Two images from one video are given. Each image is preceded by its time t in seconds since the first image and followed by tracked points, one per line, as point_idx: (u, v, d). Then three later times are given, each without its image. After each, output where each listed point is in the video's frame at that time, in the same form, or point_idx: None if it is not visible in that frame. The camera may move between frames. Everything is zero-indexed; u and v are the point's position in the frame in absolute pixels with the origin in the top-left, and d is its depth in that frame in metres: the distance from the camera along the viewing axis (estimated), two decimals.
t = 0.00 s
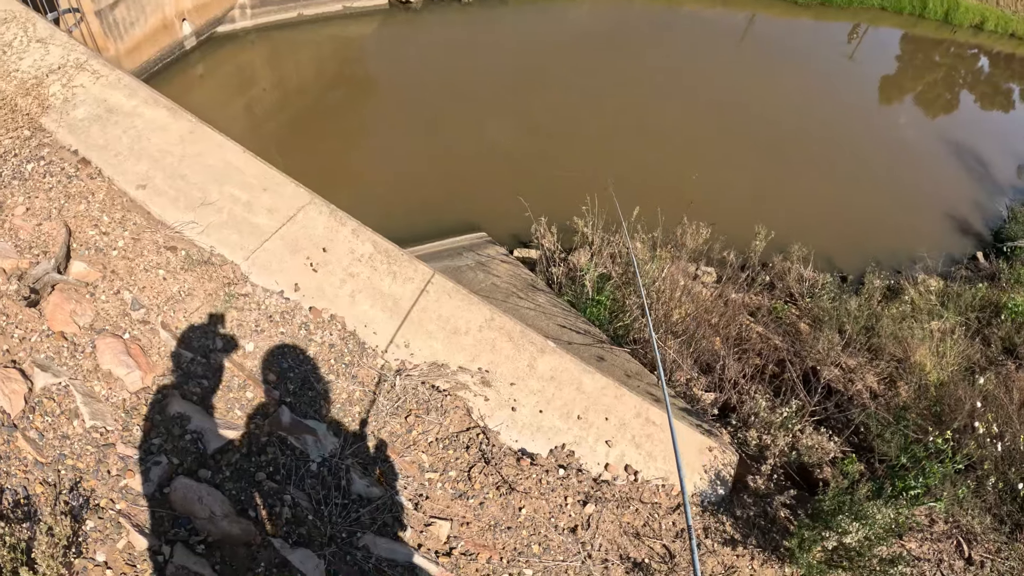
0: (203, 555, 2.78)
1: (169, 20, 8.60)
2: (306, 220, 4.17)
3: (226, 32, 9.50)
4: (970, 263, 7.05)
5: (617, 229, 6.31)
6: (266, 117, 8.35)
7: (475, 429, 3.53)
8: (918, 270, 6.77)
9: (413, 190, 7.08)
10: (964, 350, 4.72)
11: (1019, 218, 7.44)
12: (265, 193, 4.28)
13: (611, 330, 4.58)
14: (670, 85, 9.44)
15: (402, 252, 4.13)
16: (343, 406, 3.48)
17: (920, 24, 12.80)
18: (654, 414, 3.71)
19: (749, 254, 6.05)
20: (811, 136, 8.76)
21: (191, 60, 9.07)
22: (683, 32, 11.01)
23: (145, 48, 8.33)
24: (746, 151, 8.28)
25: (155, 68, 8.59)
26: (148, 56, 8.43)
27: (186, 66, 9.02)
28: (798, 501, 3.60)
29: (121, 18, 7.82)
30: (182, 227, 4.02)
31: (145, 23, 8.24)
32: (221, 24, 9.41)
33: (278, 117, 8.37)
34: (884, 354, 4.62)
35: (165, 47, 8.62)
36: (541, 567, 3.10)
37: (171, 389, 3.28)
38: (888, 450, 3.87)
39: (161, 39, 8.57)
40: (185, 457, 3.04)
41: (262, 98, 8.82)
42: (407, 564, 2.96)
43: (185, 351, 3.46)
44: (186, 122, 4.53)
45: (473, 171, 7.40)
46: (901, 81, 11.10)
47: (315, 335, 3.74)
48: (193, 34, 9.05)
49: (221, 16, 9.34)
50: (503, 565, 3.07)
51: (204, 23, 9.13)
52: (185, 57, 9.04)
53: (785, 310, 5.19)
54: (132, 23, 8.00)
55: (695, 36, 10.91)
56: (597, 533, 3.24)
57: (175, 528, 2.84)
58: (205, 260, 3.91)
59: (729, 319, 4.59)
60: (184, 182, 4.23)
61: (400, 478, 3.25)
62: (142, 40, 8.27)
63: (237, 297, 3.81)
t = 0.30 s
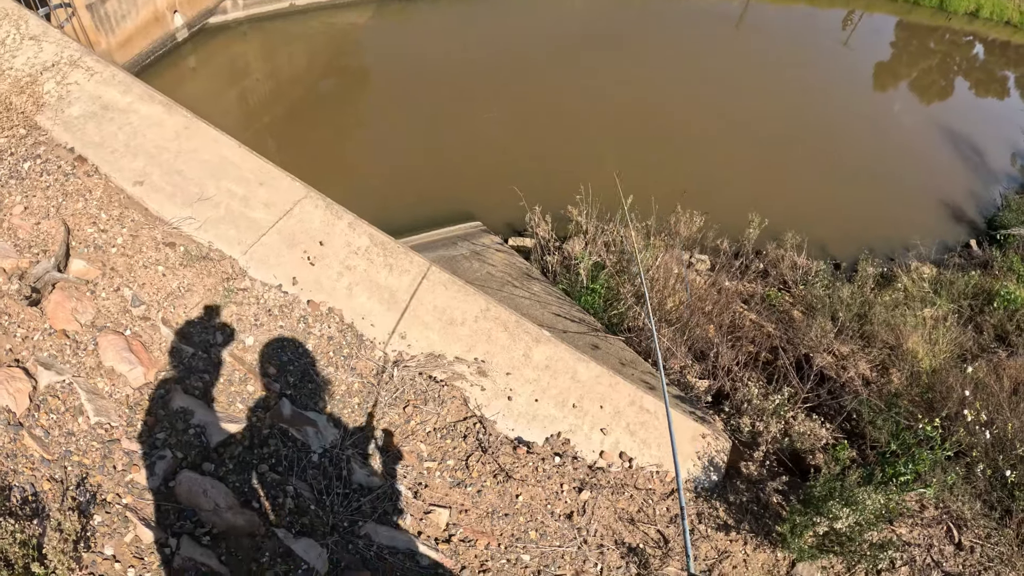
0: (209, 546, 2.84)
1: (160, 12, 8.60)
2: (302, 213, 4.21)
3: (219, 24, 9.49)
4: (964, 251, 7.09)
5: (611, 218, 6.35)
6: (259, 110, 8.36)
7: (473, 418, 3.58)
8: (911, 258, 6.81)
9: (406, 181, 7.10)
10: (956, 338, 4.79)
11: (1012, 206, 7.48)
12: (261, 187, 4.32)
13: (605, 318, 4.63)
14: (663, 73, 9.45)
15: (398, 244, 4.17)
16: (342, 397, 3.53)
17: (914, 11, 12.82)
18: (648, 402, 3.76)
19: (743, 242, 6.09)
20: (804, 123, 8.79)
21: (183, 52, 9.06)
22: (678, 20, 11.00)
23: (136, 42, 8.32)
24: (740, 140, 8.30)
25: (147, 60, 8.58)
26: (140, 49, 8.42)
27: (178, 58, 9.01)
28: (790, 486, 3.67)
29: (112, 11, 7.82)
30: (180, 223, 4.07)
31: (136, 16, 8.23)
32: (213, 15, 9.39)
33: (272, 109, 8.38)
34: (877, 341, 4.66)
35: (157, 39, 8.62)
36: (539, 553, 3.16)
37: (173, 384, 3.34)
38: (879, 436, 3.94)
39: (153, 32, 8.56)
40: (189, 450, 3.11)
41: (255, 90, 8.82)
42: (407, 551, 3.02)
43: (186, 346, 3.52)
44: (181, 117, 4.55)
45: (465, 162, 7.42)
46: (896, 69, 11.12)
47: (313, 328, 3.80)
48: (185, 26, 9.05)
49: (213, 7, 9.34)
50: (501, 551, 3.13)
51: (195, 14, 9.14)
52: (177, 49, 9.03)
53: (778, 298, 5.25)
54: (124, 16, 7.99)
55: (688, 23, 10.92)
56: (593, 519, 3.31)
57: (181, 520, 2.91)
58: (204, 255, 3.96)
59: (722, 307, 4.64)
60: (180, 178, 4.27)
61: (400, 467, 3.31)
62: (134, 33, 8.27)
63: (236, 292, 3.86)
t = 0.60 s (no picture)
0: (203, 539, 2.82)
1: (151, 6, 8.56)
2: (294, 205, 4.17)
3: (209, 16, 9.45)
4: (957, 239, 7.09)
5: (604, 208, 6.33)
6: (251, 102, 8.30)
7: (467, 408, 3.57)
8: (905, 246, 6.79)
9: (398, 171, 7.06)
10: (951, 326, 4.80)
11: (1005, 196, 7.49)
12: (253, 179, 4.27)
13: (599, 307, 4.62)
14: (655, 61, 9.48)
15: (391, 235, 4.14)
16: (336, 388, 3.50)
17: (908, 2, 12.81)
18: (643, 391, 3.76)
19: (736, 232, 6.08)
20: (796, 113, 8.77)
21: (173, 45, 8.98)
22: (671, 10, 10.95)
23: (126, 35, 8.25)
24: (733, 129, 8.28)
25: (139, 54, 8.50)
26: (130, 42, 8.34)
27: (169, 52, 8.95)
28: (787, 474, 3.69)
29: (101, 6, 7.76)
30: (171, 215, 4.03)
31: (126, 9, 8.16)
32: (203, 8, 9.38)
33: (263, 100, 8.32)
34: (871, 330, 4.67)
35: (148, 33, 8.56)
36: (534, 542, 3.15)
37: (165, 376, 3.31)
38: (875, 424, 3.94)
39: (143, 25, 8.50)
40: (182, 443, 3.08)
41: (246, 82, 8.75)
42: (403, 542, 3.01)
43: (179, 339, 3.49)
44: (171, 108, 4.49)
45: (458, 152, 7.38)
46: (889, 59, 11.11)
47: (306, 319, 3.77)
48: (175, 19, 9.00)
49: None
50: (497, 541, 3.12)
51: (185, 8, 9.10)
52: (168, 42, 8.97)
53: (773, 287, 5.23)
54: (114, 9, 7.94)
55: (681, 13, 10.86)
56: (589, 509, 3.30)
57: (175, 514, 2.88)
58: (195, 247, 3.92)
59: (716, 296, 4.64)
60: (172, 170, 4.23)
61: (395, 458, 3.29)
62: (124, 27, 8.20)
63: (228, 284, 3.82)
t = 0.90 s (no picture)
0: (190, 546, 2.75)
1: (136, 6, 8.38)
2: (279, 202, 4.09)
3: (194, 16, 9.29)
4: (948, 230, 7.06)
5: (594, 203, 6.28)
6: (237, 103, 8.17)
7: (459, 406, 3.51)
8: (896, 237, 6.76)
9: (387, 172, 6.97)
10: (943, 317, 4.76)
11: (994, 185, 7.50)
12: (238, 177, 4.19)
13: (591, 303, 4.57)
14: (644, 56, 9.44)
15: (379, 231, 4.07)
16: (325, 389, 3.43)
17: None
18: (637, 386, 3.71)
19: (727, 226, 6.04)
20: (786, 107, 8.76)
21: (159, 48, 8.81)
22: (659, 5, 10.94)
23: (111, 36, 8.08)
24: (724, 125, 8.24)
25: (124, 56, 8.33)
26: (116, 44, 8.17)
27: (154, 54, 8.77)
28: (783, 468, 3.63)
29: (86, 7, 7.58)
30: (155, 215, 3.94)
31: (111, 11, 7.98)
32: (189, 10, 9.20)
33: (250, 102, 8.20)
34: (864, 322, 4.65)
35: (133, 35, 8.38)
36: (530, 543, 3.10)
37: (150, 379, 3.23)
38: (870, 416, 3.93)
39: (128, 27, 8.33)
40: (168, 448, 3.01)
41: (232, 82, 8.63)
42: (395, 545, 2.94)
43: (163, 340, 3.41)
44: (154, 106, 4.38)
45: (448, 151, 7.28)
46: (877, 52, 11.13)
47: (293, 318, 3.70)
48: (160, 21, 8.82)
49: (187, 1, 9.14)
50: (492, 542, 3.07)
51: (171, 9, 8.93)
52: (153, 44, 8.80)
53: (764, 280, 5.18)
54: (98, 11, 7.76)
55: (670, 9, 10.84)
56: (585, 507, 3.26)
57: (161, 520, 2.81)
58: (180, 247, 3.84)
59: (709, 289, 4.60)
60: (155, 170, 4.13)
61: (386, 458, 3.23)
62: (109, 29, 8.03)
63: (213, 284, 3.75)
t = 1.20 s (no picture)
0: (183, 555, 2.71)
1: (114, 9, 8.15)
2: (263, 201, 4.03)
3: (174, 16, 9.13)
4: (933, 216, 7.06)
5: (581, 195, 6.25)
6: (219, 104, 8.03)
7: (452, 403, 3.46)
8: (882, 224, 6.76)
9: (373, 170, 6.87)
10: (932, 301, 4.77)
11: (978, 169, 7.53)
12: (220, 176, 4.12)
13: (581, 295, 4.53)
14: (629, 47, 9.41)
15: (365, 228, 4.03)
16: (315, 389, 3.38)
17: None
18: (630, 377, 3.69)
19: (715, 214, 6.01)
20: (771, 95, 8.76)
21: (139, 49, 8.64)
22: None
23: (90, 39, 7.86)
24: (710, 116, 8.19)
25: (104, 58, 8.14)
26: (94, 46, 7.94)
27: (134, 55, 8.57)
28: (778, 456, 3.60)
29: (65, 10, 7.34)
30: (137, 217, 3.87)
31: (90, 13, 7.76)
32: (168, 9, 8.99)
33: (232, 103, 8.07)
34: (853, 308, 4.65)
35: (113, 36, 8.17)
36: (528, 539, 3.08)
37: (137, 385, 3.18)
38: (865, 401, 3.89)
39: (108, 28, 8.12)
40: (156, 455, 2.95)
41: (214, 82, 8.50)
42: (392, 546, 2.91)
43: (149, 345, 3.35)
44: (135, 107, 4.30)
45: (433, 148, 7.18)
46: (860, 39, 11.15)
47: (281, 318, 3.64)
48: (140, 21, 8.61)
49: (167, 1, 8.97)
50: (489, 540, 3.05)
51: (149, 10, 8.72)
52: (132, 45, 8.60)
53: (753, 268, 5.15)
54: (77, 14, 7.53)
55: None
56: (582, 501, 3.23)
57: (153, 530, 2.77)
58: (163, 249, 3.77)
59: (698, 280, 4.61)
60: (136, 171, 4.05)
61: (379, 459, 3.19)
62: (88, 31, 7.81)
63: (198, 286, 3.68)
